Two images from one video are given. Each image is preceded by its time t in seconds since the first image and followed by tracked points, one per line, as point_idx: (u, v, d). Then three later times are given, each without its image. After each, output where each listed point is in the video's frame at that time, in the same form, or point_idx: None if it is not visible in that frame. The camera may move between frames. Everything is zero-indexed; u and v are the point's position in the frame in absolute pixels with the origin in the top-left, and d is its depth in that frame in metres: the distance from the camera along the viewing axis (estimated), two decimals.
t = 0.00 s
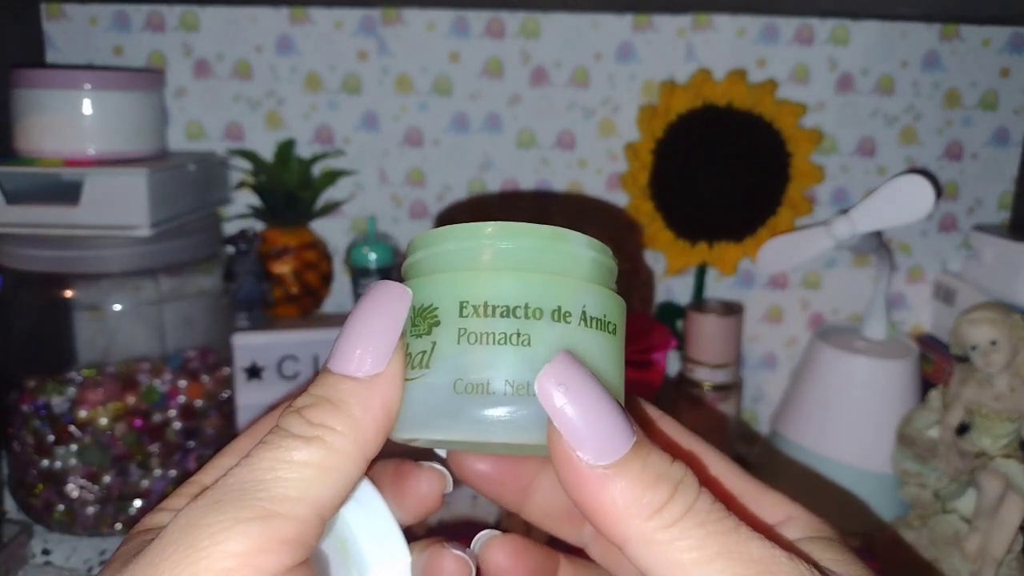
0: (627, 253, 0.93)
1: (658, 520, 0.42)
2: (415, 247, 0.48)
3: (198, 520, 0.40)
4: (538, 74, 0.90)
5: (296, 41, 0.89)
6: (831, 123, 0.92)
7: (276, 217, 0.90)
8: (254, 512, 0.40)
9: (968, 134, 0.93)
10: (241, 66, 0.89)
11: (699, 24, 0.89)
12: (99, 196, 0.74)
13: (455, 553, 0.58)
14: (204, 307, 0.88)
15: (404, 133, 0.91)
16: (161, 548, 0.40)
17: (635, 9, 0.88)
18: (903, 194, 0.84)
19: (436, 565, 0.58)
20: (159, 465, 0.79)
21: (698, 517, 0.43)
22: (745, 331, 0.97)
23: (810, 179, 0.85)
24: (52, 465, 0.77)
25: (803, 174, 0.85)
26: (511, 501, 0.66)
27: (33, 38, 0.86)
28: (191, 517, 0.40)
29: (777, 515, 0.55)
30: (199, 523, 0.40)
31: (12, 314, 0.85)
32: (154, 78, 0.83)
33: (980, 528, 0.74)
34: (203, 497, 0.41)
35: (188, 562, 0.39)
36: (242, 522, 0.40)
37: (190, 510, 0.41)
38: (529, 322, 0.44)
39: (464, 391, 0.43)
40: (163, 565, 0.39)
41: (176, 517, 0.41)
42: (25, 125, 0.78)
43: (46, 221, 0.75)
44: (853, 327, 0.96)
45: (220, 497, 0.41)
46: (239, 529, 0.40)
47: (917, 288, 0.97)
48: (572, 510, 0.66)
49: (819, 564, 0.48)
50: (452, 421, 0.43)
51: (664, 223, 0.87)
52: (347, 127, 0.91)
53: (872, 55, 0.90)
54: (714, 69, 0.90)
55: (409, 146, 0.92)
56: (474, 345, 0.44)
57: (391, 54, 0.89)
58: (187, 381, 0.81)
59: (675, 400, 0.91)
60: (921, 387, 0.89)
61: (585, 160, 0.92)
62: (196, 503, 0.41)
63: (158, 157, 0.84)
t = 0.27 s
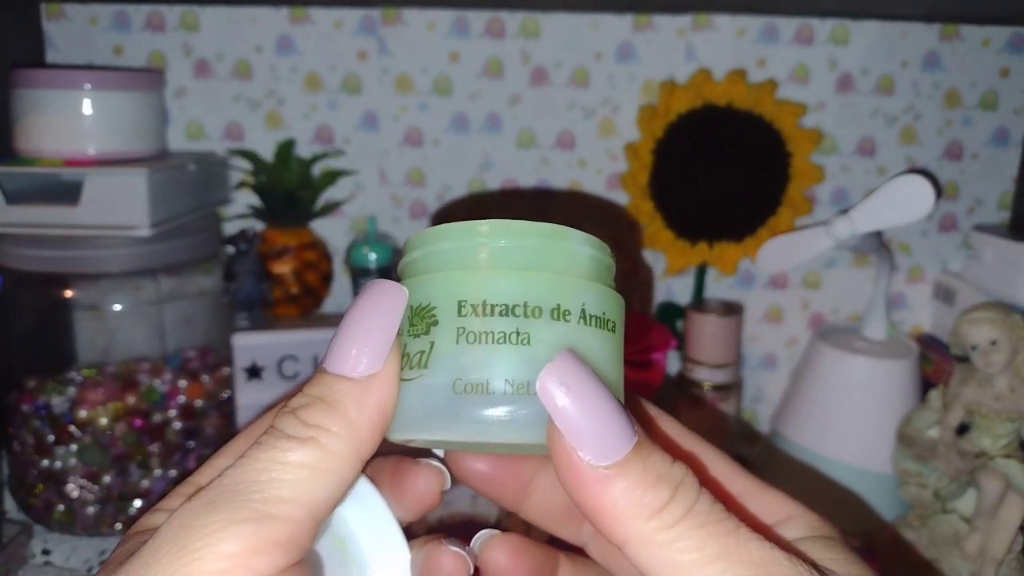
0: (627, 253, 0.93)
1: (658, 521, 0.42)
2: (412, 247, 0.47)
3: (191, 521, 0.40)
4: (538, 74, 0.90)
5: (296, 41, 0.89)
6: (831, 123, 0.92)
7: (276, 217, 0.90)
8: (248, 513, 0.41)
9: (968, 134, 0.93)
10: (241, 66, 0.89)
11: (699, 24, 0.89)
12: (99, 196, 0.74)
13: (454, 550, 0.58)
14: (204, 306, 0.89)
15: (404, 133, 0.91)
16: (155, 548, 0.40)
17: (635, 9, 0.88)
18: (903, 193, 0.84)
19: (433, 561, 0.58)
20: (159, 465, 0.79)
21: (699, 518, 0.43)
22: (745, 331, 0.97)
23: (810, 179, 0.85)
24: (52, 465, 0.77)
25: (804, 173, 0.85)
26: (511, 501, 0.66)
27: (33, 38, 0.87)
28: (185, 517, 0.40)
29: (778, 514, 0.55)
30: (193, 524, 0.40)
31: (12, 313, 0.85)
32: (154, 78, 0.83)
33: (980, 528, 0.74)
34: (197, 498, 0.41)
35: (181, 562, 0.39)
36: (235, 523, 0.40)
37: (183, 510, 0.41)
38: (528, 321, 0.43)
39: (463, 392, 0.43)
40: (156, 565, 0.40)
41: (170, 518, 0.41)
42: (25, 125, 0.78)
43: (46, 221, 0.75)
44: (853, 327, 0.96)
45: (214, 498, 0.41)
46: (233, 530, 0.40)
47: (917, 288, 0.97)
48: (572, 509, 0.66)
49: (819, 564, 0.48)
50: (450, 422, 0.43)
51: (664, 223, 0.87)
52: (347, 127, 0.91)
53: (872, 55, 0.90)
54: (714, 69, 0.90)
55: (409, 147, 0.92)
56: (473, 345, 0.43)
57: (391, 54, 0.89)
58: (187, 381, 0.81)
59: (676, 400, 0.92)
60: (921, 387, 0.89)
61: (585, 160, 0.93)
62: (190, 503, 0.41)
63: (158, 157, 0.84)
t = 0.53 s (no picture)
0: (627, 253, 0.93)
1: (657, 522, 0.42)
2: (411, 248, 0.47)
3: (190, 521, 0.40)
4: (538, 74, 0.90)
5: (296, 41, 0.89)
6: (831, 123, 0.92)
7: (276, 217, 0.90)
8: (247, 514, 0.41)
9: (968, 134, 0.93)
10: (241, 66, 0.89)
11: (699, 24, 0.89)
12: (99, 196, 0.74)
13: (454, 550, 0.58)
14: (204, 306, 0.89)
15: (404, 133, 0.91)
16: (154, 548, 0.40)
17: (635, 9, 0.88)
18: (903, 193, 0.84)
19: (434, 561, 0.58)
20: (159, 465, 0.79)
21: (698, 519, 0.43)
22: (745, 331, 0.97)
23: (810, 179, 0.85)
24: (52, 465, 0.77)
25: (803, 173, 0.85)
26: (512, 503, 0.66)
27: (33, 37, 0.86)
28: (184, 518, 0.40)
29: (778, 513, 0.55)
30: (192, 524, 0.40)
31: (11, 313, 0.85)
32: (154, 78, 0.83)
33: (980, 528, 0.74)
34: (197, 498, 0.41)
35: (180, 563, 0.39)
36: (234, 525, 0.40)
37: (183, 511, 0.41)
38: (527, 321, 0.43)
39: (463, 392, 0.43)
40: (155, 565, 0.40)
41: (169, 518, 0.41)
42: (25, 125, 0.78)
43: (46, 221, 0.75)
44: (853, 327, 0.96)
45: (213, 499, 0.41)
46: (232, 532, 0.40)
47: (917, 288, 0.97)
48: (573, 510, 0.66)
49: (819, 565, 0.48)
50: (450, 422, 0.43)
51: (664, 223, 0.87)
52: (347, 127, 0.91)
53: (872, 55, 0.90)
54: (714, 69, 0.90)
55: (409, 146, 0.92)
56: (473, 346, 0.43)
57: (391, 54, 0.89)
58: (187, 381, 0.82)
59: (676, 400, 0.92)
60: (921, 387, 0.89)
61: (585, 160, 0.93)
62: (190, 504, 0.41)
63: (158, 157, 0.84)
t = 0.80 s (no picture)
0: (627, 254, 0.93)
1: (655, 524, 0.42)
2: (410, 250, 0.48)
3: (189, 524, 0.40)
4: (538, 74, 0.90)
5: (296, 41, 0.89)
6: (831, 123, 0.92)
7: (276, 217, 0.90)
8: (247, 517, 0.41)
9: (968, 134, 0.93)
10: (241, 66, 0.89)
11: (699, 24, 0.89)
12: (99, 196, 0.74)
13: (456, 552, 0.58)
14: (204, 306, 0.89)
15: (404, 133, 0.91)
16: (154, 551, 0.40)
17: (635, 9, 0.88)
18: (903, 193, 0.84)
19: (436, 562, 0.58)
20: (159, 465, 0.79)
21: (696, 521, 0.43)
22: (745, 331, 0.98)
23: (810, 179, 0.85)
24: (52, 465, 0.77)
25: (803, 174, 0.85)
26: (515, 503, 0.67)
27: (33, 37, 0.86)
28: (184, 521, 0.40)
29: (777, 514, 0.55)
30: (191, 527, 0.40)
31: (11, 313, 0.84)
32: (154, 78, 0.83)
33: (980, 528, 0.74)
34: (196, 501, 0.41)
35: (179, 566, 0.39)
36: (234, 527, 0.40)
37: (182, 513, 0.41)
38: (525, 323, 0.43)
39: (461, 395, 0.43)
40: (154, 568, 0.40)
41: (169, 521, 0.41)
42: (25, 125, 0.78)
43: (46, 221, 0.75)
44: (853, 327, 0.96)
45: (213, 502, 0.41)
46: (232, 534, 0.40)
47: (917, 288, 0.97)
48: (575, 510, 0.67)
49: (818, 565, 0.48)
50: (448, 425, 0.43)
51: (664, 223, 0.87)
52: (347, 127, 0.91)
53: (872, 55, 0.90)
54: (714, 69, 0.90)
55: (409, 146, 0.92)
56: (470, 348, 0.43)
57: (391, 54, 0.89)
58: (187, 381, 0.81)
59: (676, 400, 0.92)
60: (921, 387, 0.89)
61: (585, 160, 0.93)
62: (189, 506, 0.41)
63: (158, 157, 0.84)
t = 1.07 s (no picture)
0: (627, 253, 0.93)
1: (653, 527, 0.42)
2: (406, 246, 0.47)
3: (184, 528, 0.40)
4: (538, 74, 0.90)
5: (296, 41, 0.89)
6: (831, 123, 0.92)
7: (276, 217, 0.90)
8: (240, 520, 0.41)
9: (968, 134, 0.93)
10: (241, 66, 0.89)
11: (699, 24, 0.89)
12: (99, 196, 0.74)
13: (460, 552, 0.58)
14: (204, 306, 0.89)
15: (404, 133, 0.91)
16: (148, 555, 0.40)
17: (635, 9, 0.88)
18: (903, 193, 0.84)
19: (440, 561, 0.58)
20: (159, 465, 0.79)
21: (693, 523, 0.43)
22: (745, 331, 0.98)
23: (809, 179, 0.85)
24: (52, 465, 0.77)
25: (803, 174, 0.85)
26: (517, 495, 0.67)
27: (33, 37, 0.86)
28: (178, 524, 0.40)
29: (777, 515, 0.55)
30: (185, 531, 0.40)
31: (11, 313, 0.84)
32: (154, 78, 0.83)
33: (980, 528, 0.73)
34: (191, 505, 0.41)
35: (173, 570, 0.39)
36: (228, 530, 0.40)
37: (177, 517, 0.41)
38: (519, 323, 0.43)
39: (455, 397, 0.43)
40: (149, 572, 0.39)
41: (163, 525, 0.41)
42: (25, 125, 0.78)
43: (46, 221, 0.75)
44: (853, 327, 0.96)
45: (207, 505, 0.41)
46: (226, 538, 0.40)
47: (917, 288, 0.97)
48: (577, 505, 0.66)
49: (818, 564, 0.48)
50: (442, 427, 0.43)
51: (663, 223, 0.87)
52: (347, 127, 0.91)
53: (872, 55, 0.90)
54: (714, 69, 0.90)
55: (409, 147, 0.92)
56: (464, 350, 0.43)
57: (391, 54, 0.89)
58: (187, 381, 0.82)
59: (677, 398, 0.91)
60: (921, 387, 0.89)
61: (585, 160, 0.93)
62: (183, 510, 0.41)
63: (158, 157, 0.84)
